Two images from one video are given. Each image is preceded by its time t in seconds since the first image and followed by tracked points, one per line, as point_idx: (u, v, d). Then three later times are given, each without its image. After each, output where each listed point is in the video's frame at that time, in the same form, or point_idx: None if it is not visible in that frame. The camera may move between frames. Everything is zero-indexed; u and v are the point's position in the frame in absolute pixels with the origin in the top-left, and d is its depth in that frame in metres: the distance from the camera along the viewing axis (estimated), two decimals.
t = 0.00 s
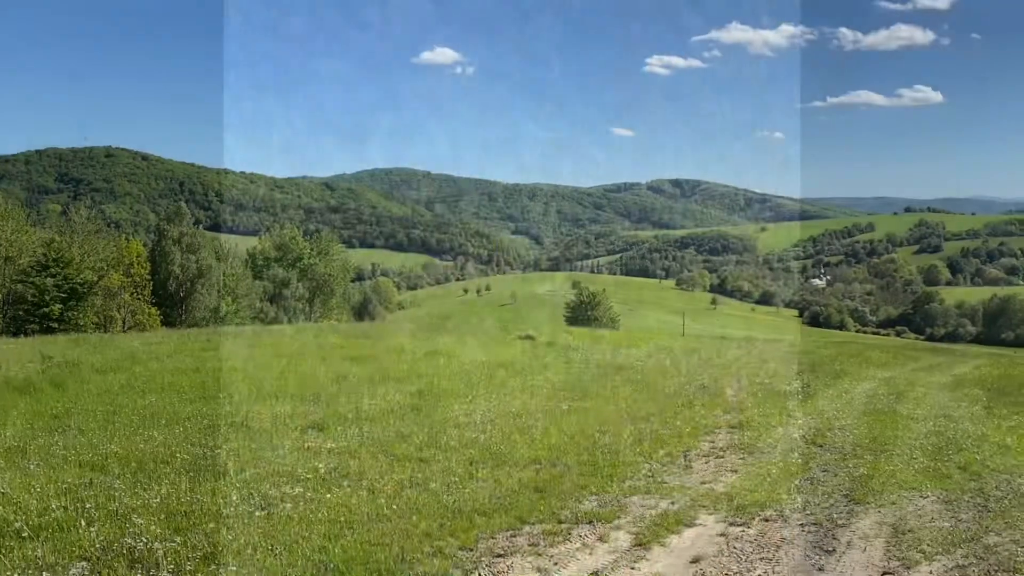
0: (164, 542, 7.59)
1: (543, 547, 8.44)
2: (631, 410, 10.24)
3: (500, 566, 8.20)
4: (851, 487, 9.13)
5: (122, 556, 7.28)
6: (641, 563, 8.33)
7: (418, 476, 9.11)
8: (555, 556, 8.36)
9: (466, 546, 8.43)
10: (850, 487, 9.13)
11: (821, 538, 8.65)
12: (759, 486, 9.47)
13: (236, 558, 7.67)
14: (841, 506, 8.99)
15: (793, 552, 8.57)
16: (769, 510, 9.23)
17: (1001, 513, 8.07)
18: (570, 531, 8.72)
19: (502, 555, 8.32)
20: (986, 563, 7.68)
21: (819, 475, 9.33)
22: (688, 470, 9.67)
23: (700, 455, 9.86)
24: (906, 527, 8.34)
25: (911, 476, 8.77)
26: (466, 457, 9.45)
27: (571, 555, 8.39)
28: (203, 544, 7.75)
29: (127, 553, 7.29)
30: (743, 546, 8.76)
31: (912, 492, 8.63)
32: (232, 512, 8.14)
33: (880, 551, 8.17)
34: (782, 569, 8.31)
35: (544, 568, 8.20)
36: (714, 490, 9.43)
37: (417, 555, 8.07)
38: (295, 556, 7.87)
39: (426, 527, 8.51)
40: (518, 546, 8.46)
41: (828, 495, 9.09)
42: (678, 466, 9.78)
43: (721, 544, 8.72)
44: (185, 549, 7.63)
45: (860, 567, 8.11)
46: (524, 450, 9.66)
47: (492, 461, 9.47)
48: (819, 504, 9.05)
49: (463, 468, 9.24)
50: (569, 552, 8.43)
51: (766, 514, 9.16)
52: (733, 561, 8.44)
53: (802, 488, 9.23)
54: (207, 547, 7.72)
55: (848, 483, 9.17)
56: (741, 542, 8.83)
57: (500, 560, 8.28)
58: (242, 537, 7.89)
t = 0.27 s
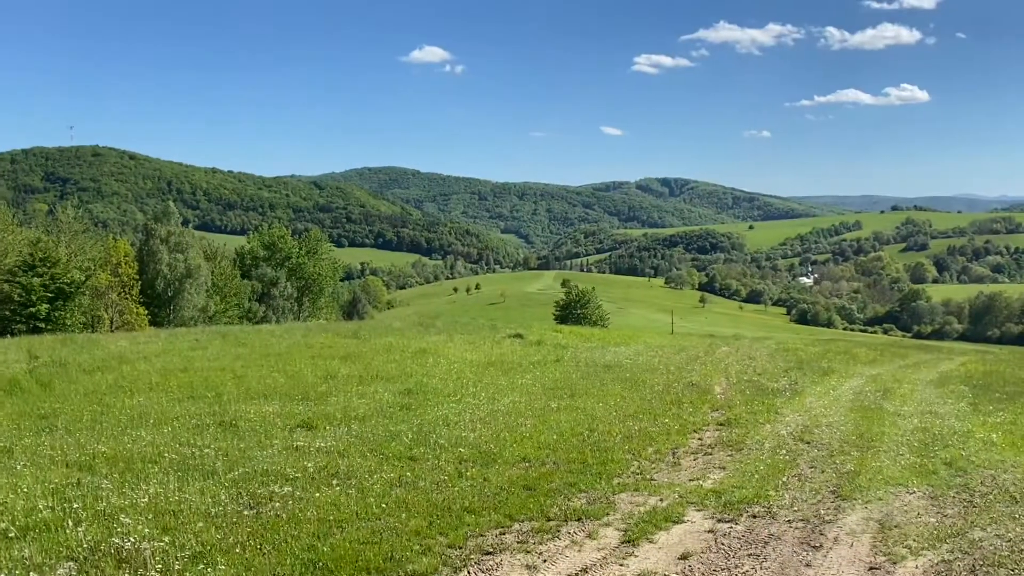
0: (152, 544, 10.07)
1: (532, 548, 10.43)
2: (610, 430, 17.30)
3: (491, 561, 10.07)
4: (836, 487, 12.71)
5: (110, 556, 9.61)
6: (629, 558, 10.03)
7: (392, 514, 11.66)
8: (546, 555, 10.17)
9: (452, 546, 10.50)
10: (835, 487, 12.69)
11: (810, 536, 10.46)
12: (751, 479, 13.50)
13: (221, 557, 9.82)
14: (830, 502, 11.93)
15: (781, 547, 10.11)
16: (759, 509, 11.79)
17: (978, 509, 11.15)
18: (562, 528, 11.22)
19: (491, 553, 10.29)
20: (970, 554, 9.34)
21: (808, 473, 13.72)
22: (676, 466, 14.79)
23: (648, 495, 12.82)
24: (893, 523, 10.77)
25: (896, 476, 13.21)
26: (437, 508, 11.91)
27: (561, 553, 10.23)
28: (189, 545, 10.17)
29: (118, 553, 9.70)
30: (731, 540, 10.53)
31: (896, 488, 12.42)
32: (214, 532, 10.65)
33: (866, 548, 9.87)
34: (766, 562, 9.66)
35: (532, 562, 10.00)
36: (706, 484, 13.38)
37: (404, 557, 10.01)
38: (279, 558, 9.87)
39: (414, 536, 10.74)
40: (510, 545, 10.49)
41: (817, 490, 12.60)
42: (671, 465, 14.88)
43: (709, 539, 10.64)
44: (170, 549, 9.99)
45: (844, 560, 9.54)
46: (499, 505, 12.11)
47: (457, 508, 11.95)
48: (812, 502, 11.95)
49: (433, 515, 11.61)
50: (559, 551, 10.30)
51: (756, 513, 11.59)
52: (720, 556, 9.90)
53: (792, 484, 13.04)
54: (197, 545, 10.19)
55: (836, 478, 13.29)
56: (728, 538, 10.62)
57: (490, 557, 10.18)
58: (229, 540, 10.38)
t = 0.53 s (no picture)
0: (135, 545, 9.94)
1: (517, 546, 10.41)
2: (595, 428, 17.32)
3: (475, 558, 10.05)
4: (818, 481, 12.88)
5: (92, 556, 9.48)
6: (614, 554, 10.07)
7: (377, 513, 11.58)
8: (531, 552, 10.17)
9: (437, 544, 10.46)
10: (817, 482, 12.84)
11: (793, 531, 10.59)
12: (735, 475, 13.62)
13: (204, 557, 9.69)
14: (812, 497, 12.07)
15: (764, 543, 10.20)
16: (742, 505, 11.89)
17: (958, 504, 11.34)
18: (547, 525, 11.24)
19: (476, 551, 10.25)
20: (950, 548, 9.49)
21: (790, 468, 13.90)
22: (660, 463, 14.86)
23: (633, 491, 12.90)
24: (876, 518, 10.91)
25: (878, 472, 13.38)
26: (422, 506, 11.86)
27: (546, 550, 10.24)
28: (172, 545, 10.03)
29: (100, 554, 9.55)
30: (715, 536, 10.63)
31: (877, 484, 12.59)
32: (197, 532, 10.52)
33: (848, 543, 10.01)
34: (750, 557, 9.74)
35: (516, 560, 10.01)
36: (690, 481, 13.46)
37: (389, 555, 9.96)
38: (263, 557, 9.78)
39: (399, 535, 10.69)
40: (494, 543, 10.47)
41: (800, 486, 12.72)
42: (655, 462, 14.97)
43: (694, 536, 10.70)
44: (153, 549, 9.86)
45: (827, 555, 9.66)
46: (484, 503, 12.09)
47: (442, 506, 11.91)
48: (795, 498, 12.08)
49: (418, 513, 11.55)
50: (543, 548, 10.30)
51: (739, 509, 11.69)
52: (704, 552, 9.97)
53: (775, 481, 13.15)
54: (179, 545, 10.06)
55: (819, 474, 13.42)
56: (712, 533, 10.72)
57: (475, 554, 10.15)
58: (213, 539, 10.26)
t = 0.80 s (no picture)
0: (115, 546, 9.76)
1: (500, 543, 10.40)
2: (578, 426, 17.41)
3: (457, 557, 9.98)
4: (800, 478, 12.98)
5: (72, 558, 9.30)
6: (596, 551, 10.09)
7: (360, 512, 11.50)
8: (514, 550, 10.16)
9: (420, 543, 10.40)
10: (799, 479, 12.95)
11: (775, 527, 10.68)
12: (716, 472, 13.74)
13: (185, 557, 9.55)
14: (794, 493, 12.23)
15: (746, 539, 10.30)
16: (724, 502, 12.00)
17: (936, 498, 11.58)
18: (528, 524, 11.21)
19: (459, 549, 10.23)
20: (930, 542, 9.64)
21: (772, 465, 14.05)
22: (643, 460, 14.96)
23: (615, 488, 12.95)
24: (857, 513, 11.07)
25: (858, 467, 13.59)
26: (405, 505, 11.81)
27: (529, 548, 10.24)
28: (152, 546, 9.87)
29: (79, 555, 9.38)
30: (697, 533, 10.66)
31: (857, 480, 12.72)
32: (178, 533, 10.36)
33: (829, 539, 10.09)
34: (732, 553, 9.81)
35: (498, 558, 9.97)
36: (673, 478, 13.56)
37: (372, 554, 9.88)
38: (244, 557, 9.64)
39: (382, 534, 10.61)
40: (476, 542, 10.41)
41: (782, 482, 12.88)
42: (638, 459, 15.06)
43: (675, 533, 10.72)
44: (133, 550, 9.70)
45: (809, 550, 9.77)
46: (466, 501, 12.06)
47: (424, 505, 11.86)
48: (776, 494, 12.22)
49: (401, 512, 11.48)
50: (526, 546, 10.30)
51: (722, 506, 11.80)
52: (687, 547, 10.03)
53: (758, 477, 13.29)
54: (159, 546, 9.90)
55: (800, 470, 13.61)
56: (693, 530, 10.77)
57: (457, 553, 10.11)
58: (193, 539, 10.12)
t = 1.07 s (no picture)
0: (93, 548, 9.57)
1: (482, 542, 10.36)
2: (561, 425, 17.42)
3: (439, 557, 9.95)
4: (779, 475, 13.14)
5: (49, 561, 9.08)
6: (578, 549, 10.10)
7: (341, 513, 11.38)
8: (496, 548, 10.14)
9: (402, 542, 10.34)
10: (778, 475, 13.10)
11: (755, 524, 10.80)
12: (697, 470, 13.83)
13: (164, 559, 9.41)
14: (773, 490, 12.35)
15: (726, 535, 10.38)
16: (704, 499, 12.10)
17: (914, 494, 11.76)
18: (509, 522, 11.21)
19: (440, 548, 10.18)
20: (907, 537, 9.80)
21: (752, 462, 14.21)
22: (624, 458, 15.01)
23: (597, 487, 12.97)
24: (835, 510, 11.22)
25: (837, 464, 13.78)
26: (387, 505, 11.71)
27: (511, 546, 10.23)
28: (131, 548, 9.69)
29: (57, 558, 9.15)
30: (677, 530, 10.73)
31: (836, 476, 12.90)
32: (157, 534, 10.21)
33: (809, 535, 10.21)
34: (712, 550, 9.90)
35: (480, 557, 9.95)
36: (653, 476, 13.64)
37: (353, 554, 9.79)
38: (224, 558, 9.52)
39: (363, 534, 10.51)
40: (458, 541, 10.38)
41: (762, 479, 13.01)
42: (620, 457, 15.10)
43: (657, 530, 10.77)
44: (112, 552, 9.51)
45: (787, 546, 9.89)
46: (448, 500, 12.01)
47: (406, 505, 11.78)
48: (756, 491, 12.34)
49: (382, 512, 11.40)
50: (508, 544, 10.28)
51: (702, 503, 11.89)
52: (667, 545, 10.09)
53: (737, 473, 13.45)
54: (138, 548, 9.72)
55: (779, 467, 13.77)
56: (674, 528, 10.83)
57: (439, 553, 10.05)
58: (175, 541, 9.94)
